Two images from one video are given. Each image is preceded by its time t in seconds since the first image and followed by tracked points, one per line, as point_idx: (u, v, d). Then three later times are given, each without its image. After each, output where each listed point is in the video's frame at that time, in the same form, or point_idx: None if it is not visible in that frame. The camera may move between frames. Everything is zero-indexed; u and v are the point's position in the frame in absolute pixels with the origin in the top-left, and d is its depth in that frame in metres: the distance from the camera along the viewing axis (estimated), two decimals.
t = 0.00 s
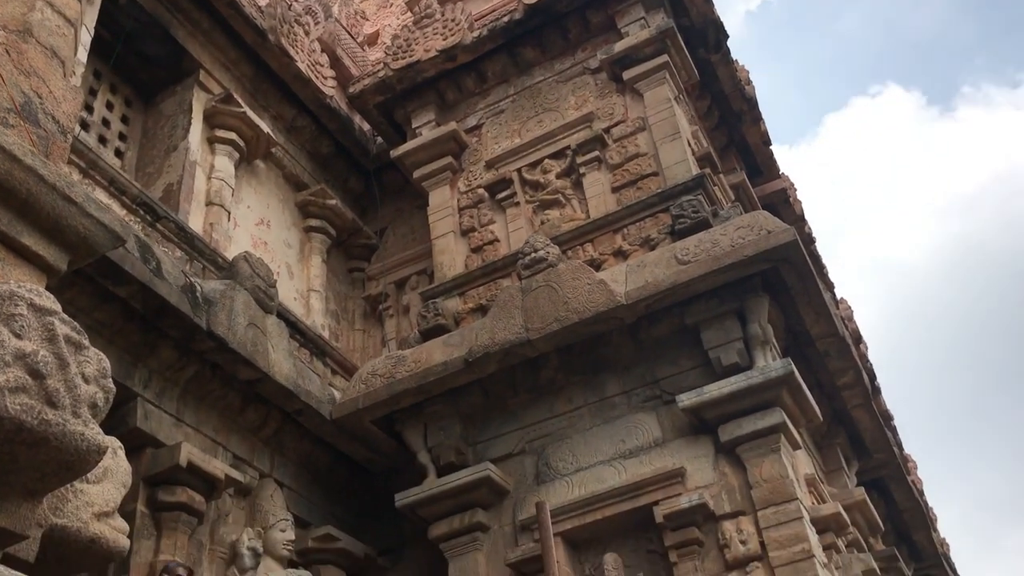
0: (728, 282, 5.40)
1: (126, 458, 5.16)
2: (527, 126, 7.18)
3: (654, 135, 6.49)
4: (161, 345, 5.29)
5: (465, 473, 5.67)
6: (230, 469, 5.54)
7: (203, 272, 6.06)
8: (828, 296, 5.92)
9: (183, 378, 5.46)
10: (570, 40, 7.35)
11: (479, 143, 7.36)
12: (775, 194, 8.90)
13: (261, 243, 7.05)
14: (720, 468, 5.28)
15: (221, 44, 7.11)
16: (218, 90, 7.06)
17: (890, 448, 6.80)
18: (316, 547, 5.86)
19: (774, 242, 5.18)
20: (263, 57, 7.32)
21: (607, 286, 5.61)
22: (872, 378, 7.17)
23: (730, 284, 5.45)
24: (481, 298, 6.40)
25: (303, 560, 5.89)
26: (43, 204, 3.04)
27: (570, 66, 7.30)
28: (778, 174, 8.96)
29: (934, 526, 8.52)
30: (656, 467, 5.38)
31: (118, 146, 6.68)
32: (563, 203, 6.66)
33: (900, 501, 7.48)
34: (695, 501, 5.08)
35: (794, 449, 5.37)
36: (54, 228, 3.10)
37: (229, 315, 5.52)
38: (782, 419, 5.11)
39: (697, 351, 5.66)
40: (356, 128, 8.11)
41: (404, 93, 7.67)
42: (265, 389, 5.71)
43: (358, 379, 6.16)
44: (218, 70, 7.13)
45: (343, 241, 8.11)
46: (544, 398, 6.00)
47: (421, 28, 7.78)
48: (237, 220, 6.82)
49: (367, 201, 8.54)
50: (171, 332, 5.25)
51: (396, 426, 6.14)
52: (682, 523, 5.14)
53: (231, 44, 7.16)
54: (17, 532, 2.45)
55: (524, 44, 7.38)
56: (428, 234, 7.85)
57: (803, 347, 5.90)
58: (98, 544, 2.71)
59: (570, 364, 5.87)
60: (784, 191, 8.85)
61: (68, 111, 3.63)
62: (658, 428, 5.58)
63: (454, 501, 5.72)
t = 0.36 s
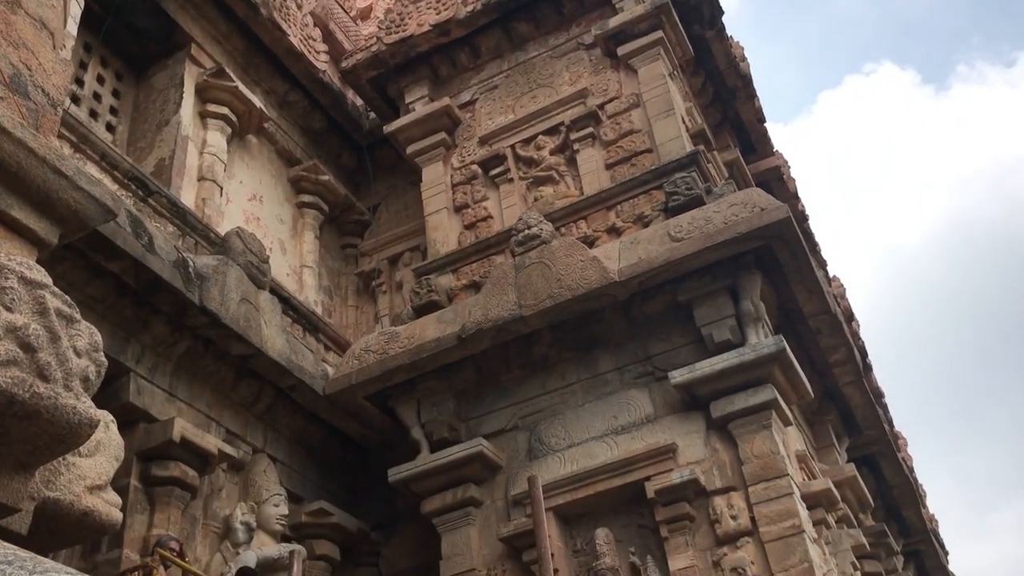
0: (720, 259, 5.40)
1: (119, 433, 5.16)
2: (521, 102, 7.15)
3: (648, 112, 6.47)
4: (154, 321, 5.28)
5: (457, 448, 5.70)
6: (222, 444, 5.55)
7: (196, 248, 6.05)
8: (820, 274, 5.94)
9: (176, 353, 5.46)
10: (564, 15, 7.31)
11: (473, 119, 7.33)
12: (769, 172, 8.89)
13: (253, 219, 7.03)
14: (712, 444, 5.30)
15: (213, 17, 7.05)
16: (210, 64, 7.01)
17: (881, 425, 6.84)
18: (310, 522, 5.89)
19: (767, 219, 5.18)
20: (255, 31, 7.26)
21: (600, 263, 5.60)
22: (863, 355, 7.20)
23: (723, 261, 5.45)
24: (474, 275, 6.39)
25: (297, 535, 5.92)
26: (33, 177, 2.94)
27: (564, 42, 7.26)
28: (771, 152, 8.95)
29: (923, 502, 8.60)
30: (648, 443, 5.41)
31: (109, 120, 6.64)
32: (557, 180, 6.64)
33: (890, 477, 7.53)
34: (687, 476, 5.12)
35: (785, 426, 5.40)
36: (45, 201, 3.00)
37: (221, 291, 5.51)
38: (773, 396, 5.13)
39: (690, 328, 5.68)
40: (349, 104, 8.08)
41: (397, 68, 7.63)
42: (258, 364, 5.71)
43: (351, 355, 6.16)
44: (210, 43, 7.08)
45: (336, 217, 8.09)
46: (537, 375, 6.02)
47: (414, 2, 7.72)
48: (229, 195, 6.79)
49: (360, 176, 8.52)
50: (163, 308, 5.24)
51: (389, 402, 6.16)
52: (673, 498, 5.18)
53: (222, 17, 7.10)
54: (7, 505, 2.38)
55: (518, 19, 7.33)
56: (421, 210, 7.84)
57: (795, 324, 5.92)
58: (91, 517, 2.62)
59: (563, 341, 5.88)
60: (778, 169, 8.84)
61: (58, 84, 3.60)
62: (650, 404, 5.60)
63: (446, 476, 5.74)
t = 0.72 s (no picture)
0: (715, 236, 5.40)
1: (113, 411, 5.17)
2: (515, 78, 7.11)
3: (643, 88, 6.44)
4: (147, 298, 5.27)
5: (452, 425, 5.71)
6: (217, 421, 5.56)
7: (189, 225, 6.02)
8: (815, 251, 5.94)
9: (169, 330, 5.45)
10: None
11: (467, 96, 7.29)
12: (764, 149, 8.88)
13: (246, 196, 7.00)
14: (705, 421, 5.32)
15: None
16: (202, 40, 6.96)
17: (873, 401, 6.86)
18: (305, 498, 5.91)
19: (761, 196, 5.18)
20: (247, 7, 7.20)
21: (595, 240, 5.59)
22: (857, 332, 7.21)
23: (717, 238, 5.45)
24: (468, 252, 6.38)
25: (292, 511, 5.94)
26: (23, 152, 2.86)
27: (558, 18, 7.21)
28: (766, 128, 8.93)
29: (914, 478, 8.66)
30: (642, 420, 5.42)
31: (101, 96, 6.59)
32: (551, 157, 6.62)
33: (882, 453, 7.57)
34: (680, 452, 5.14)
35: (778, 402, 5.42)
36: (35, 177, 2.92)
37: (214, 268, 5.50)
38: (766, 372, 5.15)
39: (684, 305, 5.68)
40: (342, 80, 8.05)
41: (390, 44, 7.58)
42: (252, 341, 5.71)
43: (345, 333, 6.16)
44: (202, 19, 7.02)
45: (329, 194, 8.06)
46: (531, 351, 6.02)
47: None
48: (222, 172, 6.76)
49: (353, 153, 8.48)
50: (157, 285, 5.23)
51: (384, 379, 6.16)
52: (667, 474, 5.21)
53: None
54: (2, 480, 2.28)
55: None
56: (415, 187, 7.81)
57: (789, 301, 5.93)
58: (86, 494, 2.54)
59: (557, 318, 5.88)
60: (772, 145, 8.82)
61: (46, 59, 3.55)
62: (644, 381, 5.62)
63: (441, 453, 5.76)
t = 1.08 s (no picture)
0: (713, 215, 5.39)
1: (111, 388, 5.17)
2: (513, 55, 7.08)
3: (641, 66, 6.41)
4: (144, 276, 5.26)
5: (449, 404, 5.72)
6: (215, 399, 5.56)
7: (185, 203, 6.01)
8: (813, 230, 5.93)
9: (167, 309, 5.45)
10: None
11: (465, 74, 7.25)
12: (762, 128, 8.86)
13: (243, 174, 6.98)
14: (702, 399, 5.34)
15: None
16: (198, 17, 6.91)
17: (870, 380, 6.89)
18: (303, 476, 5.93)
19: (759, 174, 5.17)
20: None
21: (593, 219, 5.58)
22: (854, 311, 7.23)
23: (715, 217, 5.44)
24: (466, 231, 6.38)
25: (290, 489, 5.95)
26: (17, 128, 2.83)
27: None
28: (764, 107, 8.90)
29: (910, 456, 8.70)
30: (639, 398, 5.44)
31: (96, 73, 6.55)
32: (549, 135, 6.60)
33: (878, 432, 7.60)
34: (677, 431, 5.16)
35: (775, 381, 5.44)
36: (30, 153, 2.90)
37: (212, 246, 5.48)
38: (763, 351, 5.17)
39: (681, 284, 5.68)
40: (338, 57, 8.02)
41: (387, 21, 7.53)
42: (249, 320, 5.71)
43: (343, 311, 6.16)
44: None
45: (326, 173, 8.04)
46: (529, 330, 6.03)
47: None
48: (219, 150, 6.74)
49: (350, 131, 8.45)
50: (154, 263, 5.22)
51: (381, 358, 6.17)
52: (664, 452, 5.23)
53: None
54: (1, 457, 2.26)
55: None
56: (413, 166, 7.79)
57: (786, 280, 5.94)
58: (85, 471, 2.52)
59: (555, 296, 5.89)
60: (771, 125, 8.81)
61: (41, 34, 3.51)
62: (641, 359, 5.63)
63: (438, 431, 5.78)
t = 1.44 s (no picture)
0: (712, 196, 5.39)
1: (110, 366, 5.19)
2: (513, 34, 7.05)
3: (642, 46, 6.38)
4: (143, 254, 5.26)
5: (447, 383, 5.74)
6: (214, 377, 5.57)
7: (184, 181, 6.00)
8: (812, 212, 5.92)
9: (165, 287, 5.45)
10: None
11: (464, 53, 7.23)
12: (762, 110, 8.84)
13: (242, 152, 6.96)
14: (700, 379, 5.36)
15: None
16: None
17: (867, 362, 6.90)
18: (302, 454, 5.95)
19: (759, 155, 5.16)
20: None
21: (592, 200, 5.58)
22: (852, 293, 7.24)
23: (714, 198, 5.44)
24: (465, 211, 6.37)
25: (289, 466, 5.97)
26: (15, 103, 2.82)
27: None
28: (765, 89, 8.88)
29: (906, 438, 8.74)
30: (637, 378, 5.45)
31: (95, 51, 6.51)
32: (549, 115, 6.58)
33: (875, 414, 7.63)
34: (674, 411, 5.18)
35: (773, 362, 5.45)
36: (29, 128, 2.88)
37: (210, 225, 5.47)
38: (760, 332, 5.18)
39: (680, 265, 5.68)
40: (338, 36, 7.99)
41: None
42: (248, 298, 5.71)
43: (341, 290, 6.15)
44: None
45: (325, 152, 8.02)
46: (527, 310, 6.04)
47: None
48: (217, 128, 6.71)
49: (349, 110, 8.42)
50: (153, 241, 5.22)
51: (380, 338, 6.17)
52: (661, 433, 5.25)
53: None
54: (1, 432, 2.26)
55: None
56: (412, 145, 7.77)
57: (785, 261, 5.94)
58: (85, 447, 2.52)
59: (554, 276, 5.89)
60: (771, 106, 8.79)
61: (40, 9, 3.48)
62: (639, 340, 5.64)
63: (437, 410, 5.80)
